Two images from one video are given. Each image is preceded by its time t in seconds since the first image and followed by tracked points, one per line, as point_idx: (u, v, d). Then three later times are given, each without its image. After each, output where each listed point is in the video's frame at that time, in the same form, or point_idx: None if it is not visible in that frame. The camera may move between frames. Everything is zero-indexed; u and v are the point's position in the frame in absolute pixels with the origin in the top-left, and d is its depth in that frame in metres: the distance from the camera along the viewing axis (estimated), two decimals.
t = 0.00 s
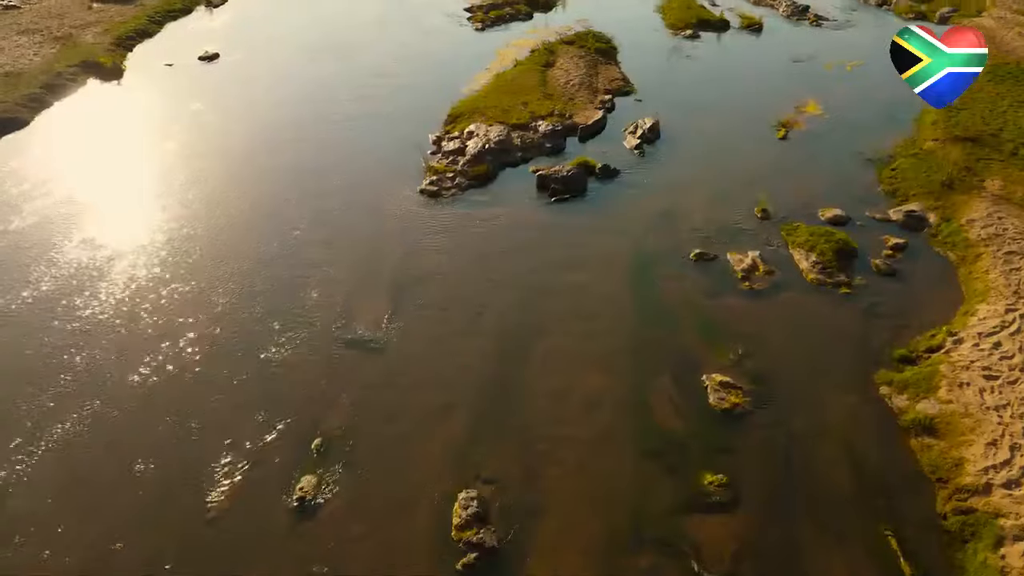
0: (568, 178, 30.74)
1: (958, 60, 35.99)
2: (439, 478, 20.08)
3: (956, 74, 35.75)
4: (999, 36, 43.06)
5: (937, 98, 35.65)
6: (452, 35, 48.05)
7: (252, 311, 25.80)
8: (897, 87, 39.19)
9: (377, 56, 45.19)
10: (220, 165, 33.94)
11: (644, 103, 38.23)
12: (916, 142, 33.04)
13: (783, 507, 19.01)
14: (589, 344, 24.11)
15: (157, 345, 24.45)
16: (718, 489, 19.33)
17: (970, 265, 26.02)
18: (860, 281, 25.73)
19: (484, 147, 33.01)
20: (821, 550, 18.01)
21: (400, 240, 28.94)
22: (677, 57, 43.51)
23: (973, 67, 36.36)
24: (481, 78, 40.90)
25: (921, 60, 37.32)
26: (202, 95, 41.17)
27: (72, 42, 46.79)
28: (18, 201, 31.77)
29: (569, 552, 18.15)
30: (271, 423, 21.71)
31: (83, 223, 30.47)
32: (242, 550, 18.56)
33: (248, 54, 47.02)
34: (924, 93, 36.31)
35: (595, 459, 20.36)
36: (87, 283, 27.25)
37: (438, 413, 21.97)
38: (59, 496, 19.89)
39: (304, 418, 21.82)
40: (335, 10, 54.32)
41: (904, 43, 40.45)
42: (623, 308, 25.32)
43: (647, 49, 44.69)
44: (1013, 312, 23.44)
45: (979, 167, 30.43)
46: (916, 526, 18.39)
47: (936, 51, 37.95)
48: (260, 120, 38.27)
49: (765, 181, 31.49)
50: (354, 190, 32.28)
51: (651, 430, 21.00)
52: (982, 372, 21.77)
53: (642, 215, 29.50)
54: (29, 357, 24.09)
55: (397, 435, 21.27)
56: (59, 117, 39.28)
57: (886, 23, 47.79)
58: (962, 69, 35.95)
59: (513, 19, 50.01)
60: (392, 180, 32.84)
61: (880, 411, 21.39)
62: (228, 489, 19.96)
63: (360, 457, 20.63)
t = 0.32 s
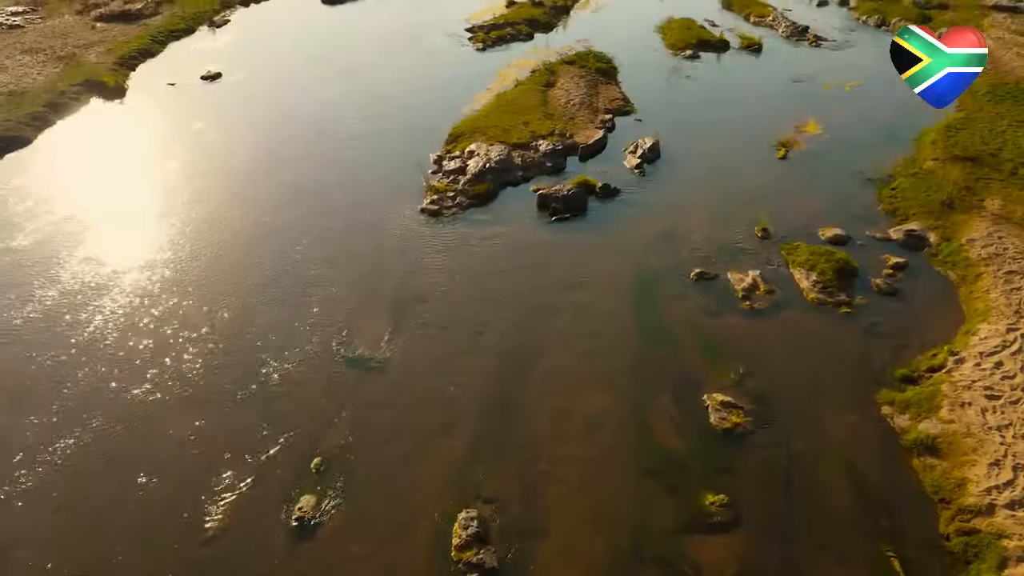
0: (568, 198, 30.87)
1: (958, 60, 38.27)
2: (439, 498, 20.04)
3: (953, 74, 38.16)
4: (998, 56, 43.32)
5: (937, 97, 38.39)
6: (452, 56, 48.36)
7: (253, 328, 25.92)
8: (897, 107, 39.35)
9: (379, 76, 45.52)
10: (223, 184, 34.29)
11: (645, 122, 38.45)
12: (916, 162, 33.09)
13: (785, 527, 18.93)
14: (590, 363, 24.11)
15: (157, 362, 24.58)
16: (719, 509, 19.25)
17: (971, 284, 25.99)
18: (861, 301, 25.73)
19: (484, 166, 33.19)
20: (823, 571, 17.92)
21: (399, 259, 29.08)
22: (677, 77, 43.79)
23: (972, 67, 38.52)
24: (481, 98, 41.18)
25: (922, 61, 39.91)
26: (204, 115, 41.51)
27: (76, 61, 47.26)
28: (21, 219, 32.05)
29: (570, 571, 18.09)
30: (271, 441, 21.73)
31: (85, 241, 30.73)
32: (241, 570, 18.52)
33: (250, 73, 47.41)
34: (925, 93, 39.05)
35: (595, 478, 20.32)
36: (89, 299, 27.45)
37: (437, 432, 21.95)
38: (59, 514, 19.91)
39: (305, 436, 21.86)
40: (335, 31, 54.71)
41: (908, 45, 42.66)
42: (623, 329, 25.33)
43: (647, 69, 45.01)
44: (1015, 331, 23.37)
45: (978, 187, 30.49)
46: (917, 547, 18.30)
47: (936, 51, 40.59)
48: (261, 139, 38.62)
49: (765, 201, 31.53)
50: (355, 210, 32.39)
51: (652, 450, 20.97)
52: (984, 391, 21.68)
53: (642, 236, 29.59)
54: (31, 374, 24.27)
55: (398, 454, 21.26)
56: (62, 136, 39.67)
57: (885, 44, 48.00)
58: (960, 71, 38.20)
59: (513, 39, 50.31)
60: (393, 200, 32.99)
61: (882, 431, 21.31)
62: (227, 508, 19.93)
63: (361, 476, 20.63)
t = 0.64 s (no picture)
0: (568, 216, 30.99)
1: (958, 61, 38.05)
2: (439, 516, 19.97)
3: (953, 74, 38.47)
4: (996, 76, 43.64)
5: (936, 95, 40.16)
6: (453, 75, 48.70)
7: (254, 345, 26.00)
8: (897, 125, 39.58)
9: (379, 95, 45.88)
10: (224, 201, 34.55)
11: (645, 141, 38.69)
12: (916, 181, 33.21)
13: (787, 546, 18.82)
14: (590, 381, 24.11)
15: (160, 377, 24.67)
16: (721, 528, 19.18)
17: (972, 303, 25.99)
18: (861, 319, 25.75)
19: (485, 185, 33.34)
20: None
21: (399, 277, 29.17)
22: (678, 96, 44.13)
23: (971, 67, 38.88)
24: (482, 117, 41.50)
25: (922, 61, 39.20)
26: (206, 133, 41.85)
27: (79, 80, 47.69)
28: (24, 236, 32.25)
29: None
30: (271, 458, 21.70)
31: (88, 257, 30.92)
32: None
33: (251, 92, 47.80)
34: (923, 94, 40.17)
35: (596, 497, 20.24)
36: (92, 315, 27.59)
37: (436, 450, 21.90)
38: (59, 530, 19.86)
39: (305, 453, 21.83)
40: (336, 50, 55.20)
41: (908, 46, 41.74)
42: (623, 346, 25.35)
43: (647, 87, 45.38)
44: (1017, 350, 23.34)
45: (979, 206, 30.59)
46: (920, 566, 18.20)
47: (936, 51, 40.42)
48: (262, 157, 38.92)
49: (765, 219, 31.64)
50: (356, 228, 32.56)
51: (653, 469, 20.90)
52: (986, 410, 21.61)
53: (642, 254, 29.66)
54: (33, 389, 24.32)
55: (398, 472, 21.22)
56: (65, 154, 39.98)
57: (884, 63, 48.38)
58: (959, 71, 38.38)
59: (514, 58, 50.73)
60: (394, 218, 33.16)
61: (884, 450, 21.25)
62: (227, 525, 19.88)
63: (361, 494, 20.57)
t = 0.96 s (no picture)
0: (568, 237, 31.14)
1: (957, 61, 36.98)
2: (439, 538, 19.84)
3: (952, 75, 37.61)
4: (994, 99, 44.02)
5: (935, 95, 41.73)
6: (453, 98, 49.12)
7: (255, 365, 26.02)
8: (896, 147, 39.89)
9: (381, 118, 46.24)
10: (226, 221, 34.78)
11: (645, 163, 38.96)
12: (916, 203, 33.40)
13: (790, 569, 18.67)
14: (591, 402, 24.07)
15: (163, 396, 24.70)
16: (722, 551, 19.05)
17: (973, 324, 26.02)
18: (862, 340, 25.76)
19: (485, 207, 33.49)
20: None
21: (400, 298, 29.24)
22: (678, 119, 44.52)
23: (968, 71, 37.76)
24: (483, 139, 41.83)
25: (921, 60, 37.49)
26: (208, 155, 42.17)
27: (82, 102, 48.14)
28: (26, 257, 32.40)
29: None
30: (271, 479, 21.59)
31: (90, 278, 31.04)
32: None
33: (254, 114, 48.20)
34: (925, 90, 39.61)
35: (596, 519, 20.13)
36: (95, 334, 27.69)
37: (436, 472, 21.80)
38: (58, 549, 19.74)
39: (306, 474, 21.73)
40: (338, 73, 55.75)
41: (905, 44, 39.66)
42: (624, 367, 25.36)
43: (648, 110, 45.78)
44: (1019, 371, 23.33)
45: (978, 228, 30.75)
46: None
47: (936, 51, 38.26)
48: (263, 179, 39.19)
49: (765, 241, 31.77)
50: (358, 249, 32.72)
51: (654, 491, 20.80)
52: (988, 431, 21.55)
53: (643, 276, 29.75)
54: (36, 408, 24.33)
55: (398, 493, 21.11)
56: (67, 176, 40.26)
57: (883, 86, 48.88)
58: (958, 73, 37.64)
59: (514, 81, 51.24)
60: (395, 239, 33.33)
61: (886, 472, 21.17)
62: (226, 546, 19.74)
63: (360, 516, 20.44)
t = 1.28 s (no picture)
0: (569, 258, 31.25)
1: (958, 61, 35.29)
2: (438, 560, 19.68)
3: (953, 74, 36.19)
4: (992, 121, 44.42)
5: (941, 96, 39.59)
6: (454, 120, 49.50)
7: (257, 385, 25.98)
8: (895, 169, 40.20)
9: (382, 140, 46.57)
10: (227, 242, 34.96)
11: (645, 184, 39.22)
12: (916, 224, 33.61)
13: None
14: (591, 423, 24.04)
15: (165, 415, 24.69)
16: (724, 573, 18.91)
17: (974, 345, 26.05)
18: (864, 361, 25.79)
19: (485, 228, 33.63)
20: None
21: (401, 319, 29.27)
22: (678, 140, 44.90)
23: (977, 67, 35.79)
24: (483, 161, 42.14)
25: (921, 61, 36.50)
26: (209, 176, 42.42)
27: (84, 124, 48.50)
28: (27, 278, 32.47)
29: None
30: (270, 501, 21.44)
31: (90, 299, 31.10)
32: None
33: (255, 136, 48.54)
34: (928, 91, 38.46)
35: (598, 540, 20.00)
36: (96, 354, 27.73)
37: (437, 493, 21.67)
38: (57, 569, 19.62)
39: (306, 495, 21.60)
40: (341, 95, 56.22)
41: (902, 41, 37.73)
42: (625, 388, 25.33)
43: (648, 132, 46.20)
44: (1021, 393, 23.32)
45: (978, 249, 30.90)
46: None
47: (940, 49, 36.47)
48: (264, 200, 39.40)
49: (765, 262, 31.89)
50: (360, 270, 32.82)
51: (656, 512, 20.69)
52: (991, 453, 21.49)
53: (643, 297, 29.83)
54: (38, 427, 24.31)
55: (398, 514, 20.98)
56: (68, 197, 40.46)
57: (882, 108, 49.35)
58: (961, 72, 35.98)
59: (515, 103, 51.72)
60: (396, 260, 33.45)
61: (888, 494, 21.07)
62: (224, 568, 19.56)
63: (359, 538, 20.29)
